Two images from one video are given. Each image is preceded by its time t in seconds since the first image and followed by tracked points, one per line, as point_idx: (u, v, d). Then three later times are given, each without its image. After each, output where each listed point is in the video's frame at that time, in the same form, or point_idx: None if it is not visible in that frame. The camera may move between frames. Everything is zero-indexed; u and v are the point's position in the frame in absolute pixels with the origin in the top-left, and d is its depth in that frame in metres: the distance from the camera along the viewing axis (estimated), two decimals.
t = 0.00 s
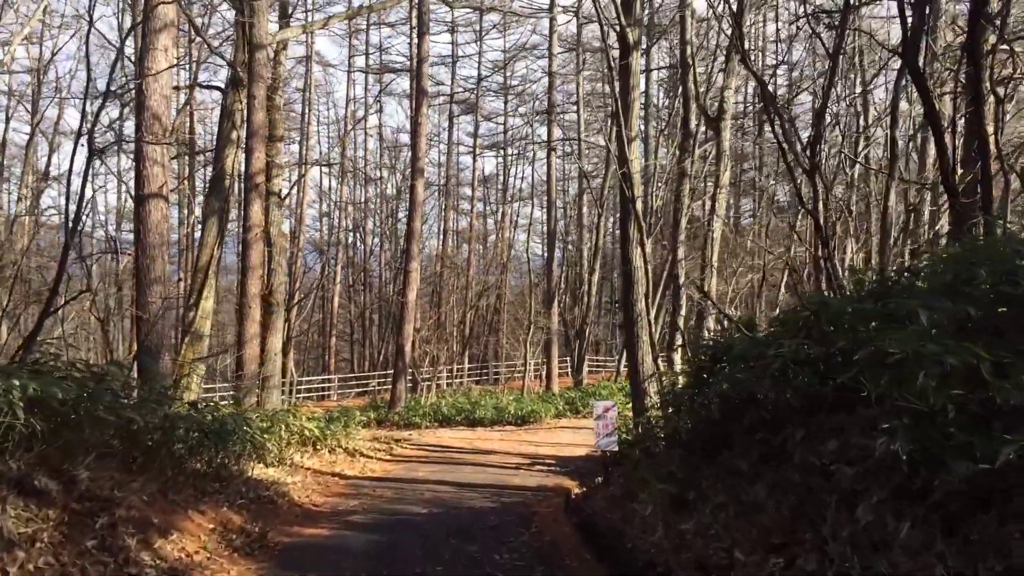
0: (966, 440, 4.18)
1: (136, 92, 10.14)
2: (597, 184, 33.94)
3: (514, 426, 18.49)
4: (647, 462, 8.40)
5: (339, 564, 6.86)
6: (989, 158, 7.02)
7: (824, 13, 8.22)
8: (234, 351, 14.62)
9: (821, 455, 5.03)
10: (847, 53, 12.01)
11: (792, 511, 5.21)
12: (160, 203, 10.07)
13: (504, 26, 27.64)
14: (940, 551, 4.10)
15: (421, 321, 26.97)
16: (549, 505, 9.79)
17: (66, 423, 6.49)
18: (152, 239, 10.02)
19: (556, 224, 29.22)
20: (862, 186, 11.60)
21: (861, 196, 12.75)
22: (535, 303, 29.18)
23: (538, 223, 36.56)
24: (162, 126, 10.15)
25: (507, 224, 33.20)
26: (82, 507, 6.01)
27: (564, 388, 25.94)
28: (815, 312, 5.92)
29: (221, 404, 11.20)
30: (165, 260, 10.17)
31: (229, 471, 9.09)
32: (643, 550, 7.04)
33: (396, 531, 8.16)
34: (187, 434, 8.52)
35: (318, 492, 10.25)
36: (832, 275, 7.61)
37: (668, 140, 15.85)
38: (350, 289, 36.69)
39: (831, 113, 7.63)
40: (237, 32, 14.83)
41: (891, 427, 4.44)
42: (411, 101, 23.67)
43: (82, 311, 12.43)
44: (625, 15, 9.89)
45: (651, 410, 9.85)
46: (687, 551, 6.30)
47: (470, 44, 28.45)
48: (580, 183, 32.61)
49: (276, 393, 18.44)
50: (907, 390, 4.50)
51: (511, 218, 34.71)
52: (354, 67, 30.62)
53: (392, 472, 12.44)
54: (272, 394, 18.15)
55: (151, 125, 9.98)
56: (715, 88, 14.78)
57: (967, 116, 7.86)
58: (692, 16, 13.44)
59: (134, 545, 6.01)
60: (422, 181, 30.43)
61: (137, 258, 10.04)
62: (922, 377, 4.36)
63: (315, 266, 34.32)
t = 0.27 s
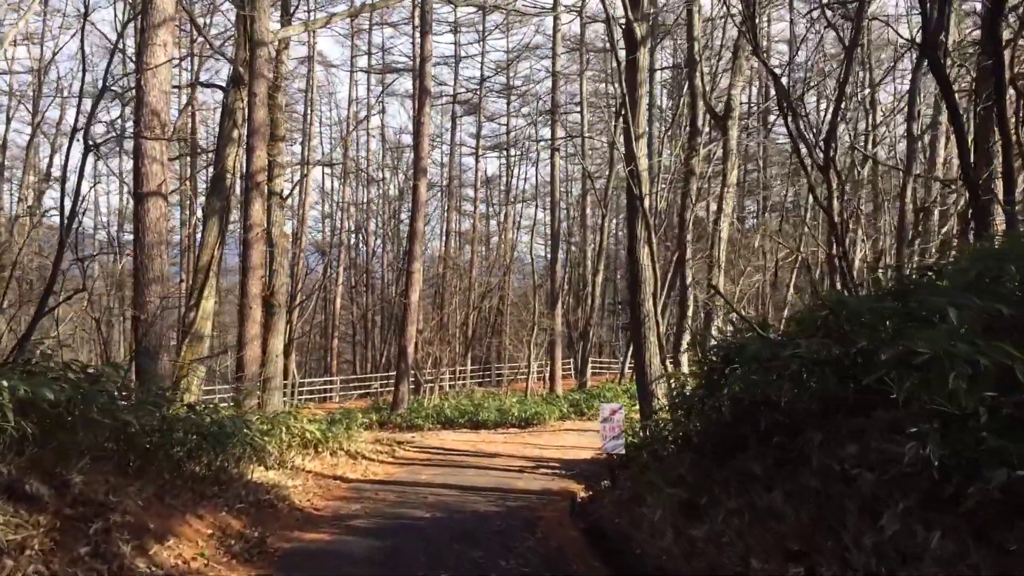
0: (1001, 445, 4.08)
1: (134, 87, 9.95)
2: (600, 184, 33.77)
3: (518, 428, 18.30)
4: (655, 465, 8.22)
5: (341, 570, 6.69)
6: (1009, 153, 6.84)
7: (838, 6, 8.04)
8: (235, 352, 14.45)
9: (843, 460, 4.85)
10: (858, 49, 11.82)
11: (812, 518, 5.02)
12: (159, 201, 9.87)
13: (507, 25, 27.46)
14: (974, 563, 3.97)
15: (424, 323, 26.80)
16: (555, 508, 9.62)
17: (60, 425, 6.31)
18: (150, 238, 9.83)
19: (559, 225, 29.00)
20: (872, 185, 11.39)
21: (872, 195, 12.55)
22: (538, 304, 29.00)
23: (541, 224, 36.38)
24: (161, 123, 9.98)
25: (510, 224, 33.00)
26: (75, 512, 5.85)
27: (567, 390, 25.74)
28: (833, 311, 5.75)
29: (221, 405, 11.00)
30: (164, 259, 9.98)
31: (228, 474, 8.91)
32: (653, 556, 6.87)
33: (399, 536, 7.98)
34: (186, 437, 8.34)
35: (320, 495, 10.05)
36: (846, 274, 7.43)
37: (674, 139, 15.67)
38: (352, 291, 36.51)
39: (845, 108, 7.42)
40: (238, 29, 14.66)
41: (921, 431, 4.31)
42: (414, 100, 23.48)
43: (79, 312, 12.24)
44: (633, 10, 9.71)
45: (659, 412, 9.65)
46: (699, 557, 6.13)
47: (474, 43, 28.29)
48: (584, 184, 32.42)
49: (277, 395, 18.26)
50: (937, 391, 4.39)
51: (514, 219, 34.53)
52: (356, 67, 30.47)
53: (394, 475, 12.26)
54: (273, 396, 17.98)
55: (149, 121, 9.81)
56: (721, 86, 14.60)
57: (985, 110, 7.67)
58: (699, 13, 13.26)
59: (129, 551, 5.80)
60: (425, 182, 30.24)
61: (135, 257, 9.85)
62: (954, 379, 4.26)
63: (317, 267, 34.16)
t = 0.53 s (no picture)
0: None
1: (131, 84, 9.76)
2: (603, 185, 33.56)
3: (521, 430, 18.10)
4: (663, 469, 8.03)
5: None
6: None
7: None
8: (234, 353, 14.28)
9: (862, 466, 4.65)
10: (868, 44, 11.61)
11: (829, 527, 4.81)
12: (155, 199, 9.64)
13: (510, 24, 27.26)
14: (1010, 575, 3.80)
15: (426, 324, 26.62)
16: (559, 513, 9.43)
17: (50, 429, 6.07)
18: (147, 238, 9.60)
19: (563, 226, 28.80)
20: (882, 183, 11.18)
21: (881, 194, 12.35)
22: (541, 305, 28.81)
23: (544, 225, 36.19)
24: (158, 120, 9.78)
25: (513, 225, 32.81)
26: (64, 520, 5.67)
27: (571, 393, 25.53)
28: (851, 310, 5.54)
29: (219, 408, 10.81)
30: (161, 259, 9.77)
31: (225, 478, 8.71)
32: (661, 563, 6.68)
33: (401, 542, 7.80)
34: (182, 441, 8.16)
35: (319, 500, 9.85)
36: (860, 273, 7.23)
37: (680, 137, 15.48)
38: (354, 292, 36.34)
39: (859, 102, 7.19)
40: (238, 27, 14.48)
41: (949, 437, 4.16)
42: (416, 100, 23.28)
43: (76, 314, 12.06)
44: (639, 4, 9.52)
45: (666, 414, 9.45)
46: (709, 566, 5.94)
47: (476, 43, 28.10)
48: (587, 184, 32.22)
49: (278, 397, 18.08)
50: (967, 395, 4.23)
51: (517, 220, 34.35)
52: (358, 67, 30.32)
53: (396, 478, 12.06)
54: (274, 398, 17.80)
55: (146, 119, 9.62)
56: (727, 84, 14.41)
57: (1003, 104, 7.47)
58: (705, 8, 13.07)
59: (119, 560, 5.61)
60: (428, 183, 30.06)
61: (131, 257, 9.64)
62: (986, 383, 4.10)
63: (318, 268, 34.00)
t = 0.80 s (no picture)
0: None
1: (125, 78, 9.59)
2: (606, 184, 33.36)
3: (524, 431, 17.90)
4: (670, 471, 7.84)
5: None
6: None
7: None
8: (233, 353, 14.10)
9: (883, 468, 4.48)
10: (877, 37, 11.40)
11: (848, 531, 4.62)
12: (150, 195, 9.48)
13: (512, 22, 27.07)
14: None
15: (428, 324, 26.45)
16: (563, 515, 9.24)
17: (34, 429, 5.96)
18: (142, 234, 9.44)
19: (565, 226, 28.61)
20: (891, 179, 10.98)
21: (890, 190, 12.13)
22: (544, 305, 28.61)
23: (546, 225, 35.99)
24: (154, 115, 9.61)
25: (515, 225, 32.63)
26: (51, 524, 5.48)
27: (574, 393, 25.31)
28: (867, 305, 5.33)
29: (217, 409, 10.62)
30: (157, 257, 9.60)
31: (221, 480, 8.53)
32: (669, 567, 6.50)
33: (401, 545, 7.62)
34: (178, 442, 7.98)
35: (318, 502, 9.65)
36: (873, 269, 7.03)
37: (684, 134, 15.30)
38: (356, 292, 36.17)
39: (872, 93, 6.98)
40: (236, 23, 14.30)
41: (979, 437, 4.03)
42: (417, 98, 23.11)
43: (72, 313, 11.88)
44: None
45: (672, 414, 9.25)
46: (719, 569, 5.76)
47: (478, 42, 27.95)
48: (589, 183, 32.02)
49: (278, 397, 17.92)
50: (997, 393, 4.12)
51: (519, 220, 34.16)
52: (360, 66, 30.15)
53: (397, 480, 11.86)
54: (274, 399, 17.63)
55: (141, 113, 9.45)
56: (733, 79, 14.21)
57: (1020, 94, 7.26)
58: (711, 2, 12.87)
59: (107, 566, 5.43)
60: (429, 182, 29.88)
61: (126, 255, 9.47)
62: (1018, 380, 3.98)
63: (320, 268, 33.83)
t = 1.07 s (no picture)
0: None
1: (121, 75, 9.42)
2: (610, 185, 33.15)
3: (527, 434, 17.70)
4: (677, 477, 7.67)
5: None
6: None
7: None
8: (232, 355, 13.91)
9: (906, 476, 4.28)
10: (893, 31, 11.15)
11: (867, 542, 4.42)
12: (146, 194, 9.31)
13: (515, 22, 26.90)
14: None
15: (430, 326, 26.26)
16: (567, 521, 9.06)
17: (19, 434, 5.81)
18: (137, 234, 9.26)
19: (568, 226, 28.41)
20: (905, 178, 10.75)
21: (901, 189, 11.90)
22: (547, 307, 28.42)
23: (549, 226, 35.80)
24: (150, 113, 9.45)
25: (517, 226, 32.45)
26: (38, 533, 5.30)
27: (577, 395, 25.11)
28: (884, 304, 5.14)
29: (214, 412, 10.43)
30: (152, 257, 9.43)
31: (217, 485, 8.34)
32: None
33: (401, 552, 7.43)
34: (172, 447, 7.80)
35: (317, 507, 9.45)
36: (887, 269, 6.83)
37: (689, 133, 15.10)
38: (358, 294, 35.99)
39: (885, 87, 6.79)
40: (236, 21, 14.11)
41: (1012, 444, 3.93)
42: (419, 98, 22.94)
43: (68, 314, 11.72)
44: None
45: (679, 418, 9.05)
46: None
47: (480, 41, 27.79)
48: (593, 184, 31.81)
49: (278, 399, 17.73)
50: None
51: (521, 221, 33.98)
52: (362, 67, 30.01)
53: (397, 484, 11.66)
54: (275, 401, 17.46)
55: (136, 110, 9.26)
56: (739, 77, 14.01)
57: None
58: None
59: None
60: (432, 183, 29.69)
61: (121, 255, 9.29)
62: None
63: (321, 269, 33.66)
